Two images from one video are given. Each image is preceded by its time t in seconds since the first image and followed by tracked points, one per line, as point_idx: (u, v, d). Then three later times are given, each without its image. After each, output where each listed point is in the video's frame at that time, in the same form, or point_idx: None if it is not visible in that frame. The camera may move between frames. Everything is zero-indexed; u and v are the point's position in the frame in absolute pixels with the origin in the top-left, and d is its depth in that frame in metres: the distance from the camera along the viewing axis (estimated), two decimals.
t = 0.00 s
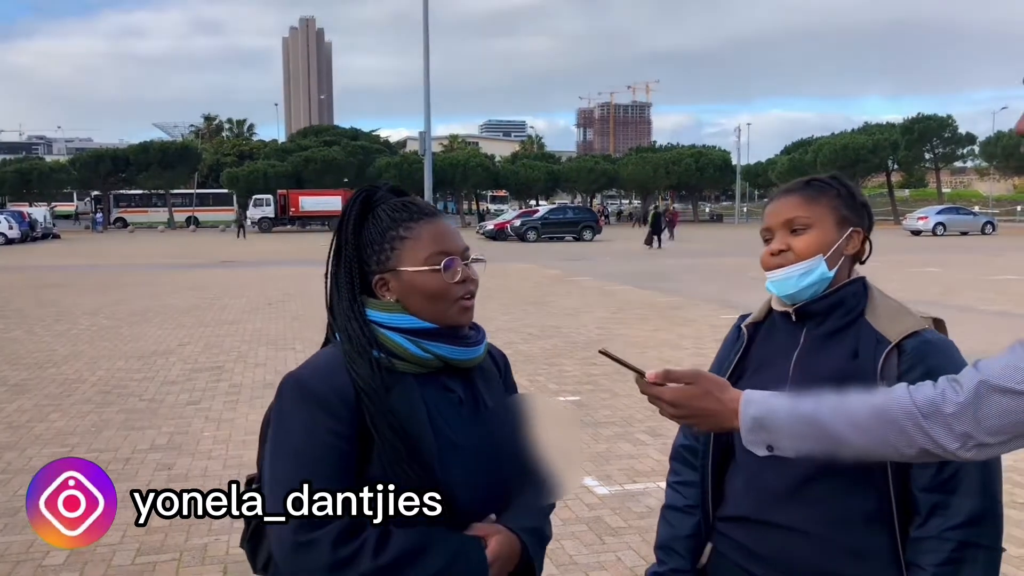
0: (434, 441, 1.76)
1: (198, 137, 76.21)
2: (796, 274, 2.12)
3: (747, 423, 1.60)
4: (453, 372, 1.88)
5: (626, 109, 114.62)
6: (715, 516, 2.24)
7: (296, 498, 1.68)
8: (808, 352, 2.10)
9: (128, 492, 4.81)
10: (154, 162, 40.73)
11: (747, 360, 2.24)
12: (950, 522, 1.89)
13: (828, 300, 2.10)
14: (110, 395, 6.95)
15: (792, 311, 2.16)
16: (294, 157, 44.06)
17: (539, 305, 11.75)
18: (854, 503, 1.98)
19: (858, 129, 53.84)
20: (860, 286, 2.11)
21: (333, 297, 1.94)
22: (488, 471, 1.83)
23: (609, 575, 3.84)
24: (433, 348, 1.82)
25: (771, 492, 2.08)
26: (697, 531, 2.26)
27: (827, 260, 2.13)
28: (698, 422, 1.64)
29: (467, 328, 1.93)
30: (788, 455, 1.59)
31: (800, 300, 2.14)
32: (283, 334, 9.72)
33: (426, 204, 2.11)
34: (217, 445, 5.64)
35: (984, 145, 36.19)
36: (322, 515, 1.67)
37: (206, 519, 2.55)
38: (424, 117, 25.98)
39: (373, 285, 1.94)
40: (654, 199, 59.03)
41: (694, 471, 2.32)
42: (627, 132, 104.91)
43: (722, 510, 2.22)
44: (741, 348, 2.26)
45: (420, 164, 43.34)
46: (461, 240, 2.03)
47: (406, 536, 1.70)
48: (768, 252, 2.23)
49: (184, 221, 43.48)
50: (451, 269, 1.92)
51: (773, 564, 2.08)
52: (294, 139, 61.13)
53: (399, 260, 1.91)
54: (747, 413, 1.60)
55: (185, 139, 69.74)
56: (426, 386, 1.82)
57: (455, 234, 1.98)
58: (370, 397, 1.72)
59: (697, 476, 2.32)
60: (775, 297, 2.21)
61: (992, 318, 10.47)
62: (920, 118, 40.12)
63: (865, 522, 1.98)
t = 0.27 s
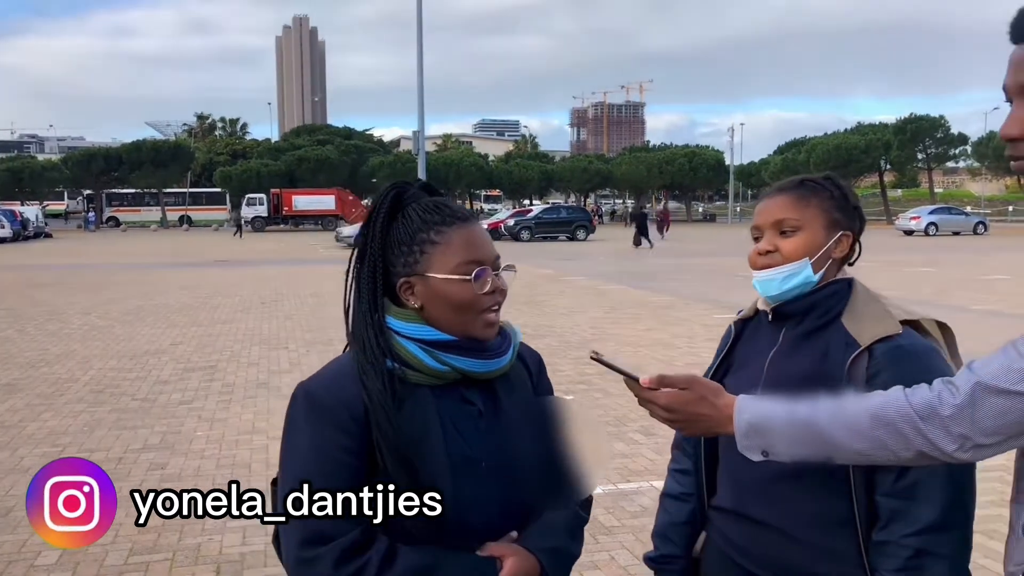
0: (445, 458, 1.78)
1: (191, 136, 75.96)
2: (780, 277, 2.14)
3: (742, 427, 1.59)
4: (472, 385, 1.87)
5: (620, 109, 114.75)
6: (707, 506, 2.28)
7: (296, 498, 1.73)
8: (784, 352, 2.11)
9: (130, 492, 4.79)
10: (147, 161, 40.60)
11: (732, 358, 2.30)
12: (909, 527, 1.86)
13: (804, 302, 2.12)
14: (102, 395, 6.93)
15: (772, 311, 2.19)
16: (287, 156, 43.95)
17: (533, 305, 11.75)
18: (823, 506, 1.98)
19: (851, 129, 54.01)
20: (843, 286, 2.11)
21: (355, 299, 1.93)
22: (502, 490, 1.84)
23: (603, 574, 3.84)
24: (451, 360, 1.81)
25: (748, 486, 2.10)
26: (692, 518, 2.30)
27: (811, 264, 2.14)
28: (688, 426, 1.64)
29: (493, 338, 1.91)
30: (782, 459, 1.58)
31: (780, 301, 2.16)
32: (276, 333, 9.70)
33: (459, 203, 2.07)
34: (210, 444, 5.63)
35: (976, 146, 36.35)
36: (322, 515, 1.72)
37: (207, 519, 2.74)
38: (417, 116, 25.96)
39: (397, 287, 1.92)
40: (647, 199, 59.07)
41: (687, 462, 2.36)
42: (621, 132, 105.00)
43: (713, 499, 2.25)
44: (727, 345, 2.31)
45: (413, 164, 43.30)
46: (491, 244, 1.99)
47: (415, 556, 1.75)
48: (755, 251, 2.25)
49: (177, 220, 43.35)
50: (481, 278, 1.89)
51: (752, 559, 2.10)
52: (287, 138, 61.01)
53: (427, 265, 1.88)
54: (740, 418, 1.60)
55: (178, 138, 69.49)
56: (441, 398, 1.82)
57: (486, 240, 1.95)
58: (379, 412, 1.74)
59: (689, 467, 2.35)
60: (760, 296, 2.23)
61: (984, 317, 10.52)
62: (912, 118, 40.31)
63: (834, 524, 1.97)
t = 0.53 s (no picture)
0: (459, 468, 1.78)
1: (182, 135, 75.64)
2: (766, 279, 2.15)
3: (742, 435, 1.57)
4: (489, 389, 1.86)
5: (612, 108, 115.08)
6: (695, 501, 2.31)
7: (298, 498, 1.75)
8: (763, 352, 2.12)
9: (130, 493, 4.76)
10: (138, 160, 40.44)
11: (715, 356, 2.33)
12: (863, 524, 1.84)
13: (783, 301, 2.14)
14: (93, 394, 6.90)
15: (753, 310, 2.21)
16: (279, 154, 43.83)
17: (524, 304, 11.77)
18: (793, 503, 1.99)
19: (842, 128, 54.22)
20: (825, 284, 2.12)
21: (374, 299, 1.93)
22: (519, 498, 1.84)
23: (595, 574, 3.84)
24: (468, 366, 1.81)
25: (726, 482, 2.13)
26: (676, 511, 2.37)
27: (796, 267, 2.14)
28: (686, 434, 1.63)
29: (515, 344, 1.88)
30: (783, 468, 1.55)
31: (761, 302, 2.18)
32: (268, 332, 9.67)
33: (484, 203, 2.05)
34: (202, 443, 5.61)
35: (966, 146, 36.54)
36: (323, 514, 1.74)
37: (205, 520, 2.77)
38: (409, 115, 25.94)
39: (417, 289, 1.91)
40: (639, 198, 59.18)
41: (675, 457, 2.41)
42: (613, 131, 105.12)
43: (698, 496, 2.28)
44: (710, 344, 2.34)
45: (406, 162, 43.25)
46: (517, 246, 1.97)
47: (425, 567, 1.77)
48: (738, 253, 2.24)
49: (168, 218, 43.19)
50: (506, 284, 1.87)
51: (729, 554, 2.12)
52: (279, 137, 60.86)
53: (452, 268, 1.86)
54: (738, 426, 1.58)
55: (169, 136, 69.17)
56: (457, 403, 1.82)
57: (512, 243, 1.93)
58: (393, 418, 1.74)
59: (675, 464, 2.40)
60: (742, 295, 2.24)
61: (974, 316, 10.58)
62: (902, 118, 40.50)
63: (804, 520, 1.97)
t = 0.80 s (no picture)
0: (464, 470, 1.79)
1: (173, 133, 75.34)
2: (753, 276, 2.15)
3: (743, 436, 1.58)
4: (493, 390, 1.85)
5: (604, 106, 115.07)
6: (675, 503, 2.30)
7: (300, 497, 1.77)
8: (755, 352, 2.13)
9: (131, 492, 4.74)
10: (129, 158, 40.29)
11: (700, 358, 2.33)
12: (866, 519, 1.86)
13: (773, 301, 2.14)
14: (84, 393, 6.90)
15: (742, 311, 2.21)
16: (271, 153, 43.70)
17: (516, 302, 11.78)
18: (790, 501, 2.01)
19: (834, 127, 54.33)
20: (811, 282, 2.14)
21: (376, 303, 1.93)
22: (523, 498, 1.85)
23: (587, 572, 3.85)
24: (473, 368, 1.80)
25: (715, 482, 2.14)
26: (656, 516, 2.37)
27: (781, 263, 2.16)
28: (686, 434, 1.67)
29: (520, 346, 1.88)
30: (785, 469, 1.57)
31: (750, 302, 2.18)
32: (260, 331, 9.66)
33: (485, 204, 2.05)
34: (194, 442, 5.61)
35: (956, 144, 36.66)
36: (323, 514, 1.76)
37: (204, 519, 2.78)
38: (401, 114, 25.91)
39: (420, 293, 1.91)
40: (631, 197, 59.23)
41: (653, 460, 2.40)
42: (605, 129, 105.12)
43: (681, 497, 2.28)
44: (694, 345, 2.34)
45: (398, 161, 43.18)
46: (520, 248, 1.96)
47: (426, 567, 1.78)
48: (721, 255, 2.26)
49: (160, 217, 43.03)
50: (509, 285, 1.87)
51: (720, 554, 2.12)
52: (271, 135, 60.69)
53: (455, 272, 1.86)
54: (740, 427, 1.59)
55: (160, 134, 68.93)
56: (462, 406, 1.82)
57: (515, 245, 1.92)
58: (397, 420, 1.75)
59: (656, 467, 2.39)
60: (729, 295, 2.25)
61: (963, 314, 10.64)
62: (893, 117, 40.62)
63: (803, 518, 1.99)
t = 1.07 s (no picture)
0: (457, 466, 1.79)
1: (165, 131, 75.05)
2: (750, 272, 2.14)
3: (743, 430, 1.59)
4: (483, 387, 1.85)
5: (598, 105, 115.00)
6: (664, 508, 2.26)
7: (297, 498, 1.76)
8: (756, 350, 2.13)
9: (130, 491, 4.73)
10: (121, 156, 40.13)
11: (691, 358, 2.28)
12: (895, 509, 1.92)
13: (772, 299, 2.14)
14: (75, 392, 6.87)
15: (740, 309, 2.20)
16: (263, 151, 43.56)
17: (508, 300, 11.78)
18: (802, 499, 2.03)
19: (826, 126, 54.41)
20: (803, 281, 2.15)
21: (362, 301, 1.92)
22: (516, 495, 1.85)
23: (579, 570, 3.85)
24: (462, 365, 1.79)
25: (714, 485, 2.13)
26: (644, 524, 2.30)
27: (777, 258, 2.16)
28: (688, 425, 1.67)
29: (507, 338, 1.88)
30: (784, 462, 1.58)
31: (748, 299, 2.17)
32: (252, 329, 9.63)
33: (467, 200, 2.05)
34: (186, 441, 5.59)
35: (948, 143, 36.72)
36: (323, 515, 1.76)
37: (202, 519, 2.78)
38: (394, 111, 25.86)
39: (406, 290, 1.90)
40: (624, 195, 59.23)
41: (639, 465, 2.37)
42: (599, 127, 105.06)
43: (670, 501, 2.25)
44: (686, 345, 2.30)
45: (390, 159, 43.10)
46: (503, 241, 1.97)
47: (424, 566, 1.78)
48: (716, 252, 2.25)
49: (151, 215, 42.86)
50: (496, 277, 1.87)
51: (721, 556, 2.12)
52: (264, 133, 60.52)
53: (439, 268, 1.85)
54: (739, 423, 1.60)
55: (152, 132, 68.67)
56: (453, 403, 1.82)
57: (498, 237, 1.92)
58: (386, 419, 1.75)
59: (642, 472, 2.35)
60: (723, 293, 2.24)
61: (955, 312, 10.67)
62: (884, 115, 40.67)
63: (820, 513, 2.02)
